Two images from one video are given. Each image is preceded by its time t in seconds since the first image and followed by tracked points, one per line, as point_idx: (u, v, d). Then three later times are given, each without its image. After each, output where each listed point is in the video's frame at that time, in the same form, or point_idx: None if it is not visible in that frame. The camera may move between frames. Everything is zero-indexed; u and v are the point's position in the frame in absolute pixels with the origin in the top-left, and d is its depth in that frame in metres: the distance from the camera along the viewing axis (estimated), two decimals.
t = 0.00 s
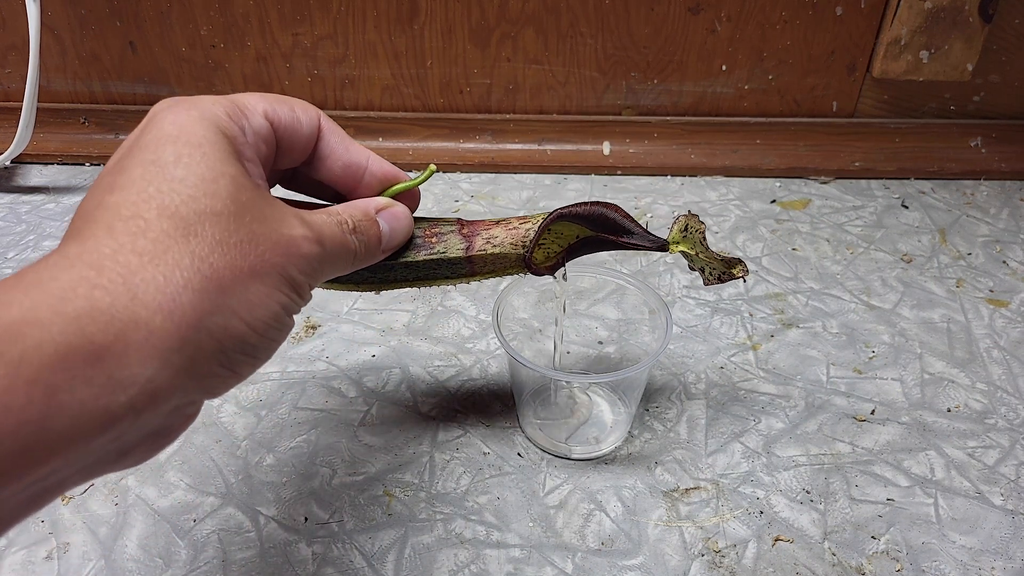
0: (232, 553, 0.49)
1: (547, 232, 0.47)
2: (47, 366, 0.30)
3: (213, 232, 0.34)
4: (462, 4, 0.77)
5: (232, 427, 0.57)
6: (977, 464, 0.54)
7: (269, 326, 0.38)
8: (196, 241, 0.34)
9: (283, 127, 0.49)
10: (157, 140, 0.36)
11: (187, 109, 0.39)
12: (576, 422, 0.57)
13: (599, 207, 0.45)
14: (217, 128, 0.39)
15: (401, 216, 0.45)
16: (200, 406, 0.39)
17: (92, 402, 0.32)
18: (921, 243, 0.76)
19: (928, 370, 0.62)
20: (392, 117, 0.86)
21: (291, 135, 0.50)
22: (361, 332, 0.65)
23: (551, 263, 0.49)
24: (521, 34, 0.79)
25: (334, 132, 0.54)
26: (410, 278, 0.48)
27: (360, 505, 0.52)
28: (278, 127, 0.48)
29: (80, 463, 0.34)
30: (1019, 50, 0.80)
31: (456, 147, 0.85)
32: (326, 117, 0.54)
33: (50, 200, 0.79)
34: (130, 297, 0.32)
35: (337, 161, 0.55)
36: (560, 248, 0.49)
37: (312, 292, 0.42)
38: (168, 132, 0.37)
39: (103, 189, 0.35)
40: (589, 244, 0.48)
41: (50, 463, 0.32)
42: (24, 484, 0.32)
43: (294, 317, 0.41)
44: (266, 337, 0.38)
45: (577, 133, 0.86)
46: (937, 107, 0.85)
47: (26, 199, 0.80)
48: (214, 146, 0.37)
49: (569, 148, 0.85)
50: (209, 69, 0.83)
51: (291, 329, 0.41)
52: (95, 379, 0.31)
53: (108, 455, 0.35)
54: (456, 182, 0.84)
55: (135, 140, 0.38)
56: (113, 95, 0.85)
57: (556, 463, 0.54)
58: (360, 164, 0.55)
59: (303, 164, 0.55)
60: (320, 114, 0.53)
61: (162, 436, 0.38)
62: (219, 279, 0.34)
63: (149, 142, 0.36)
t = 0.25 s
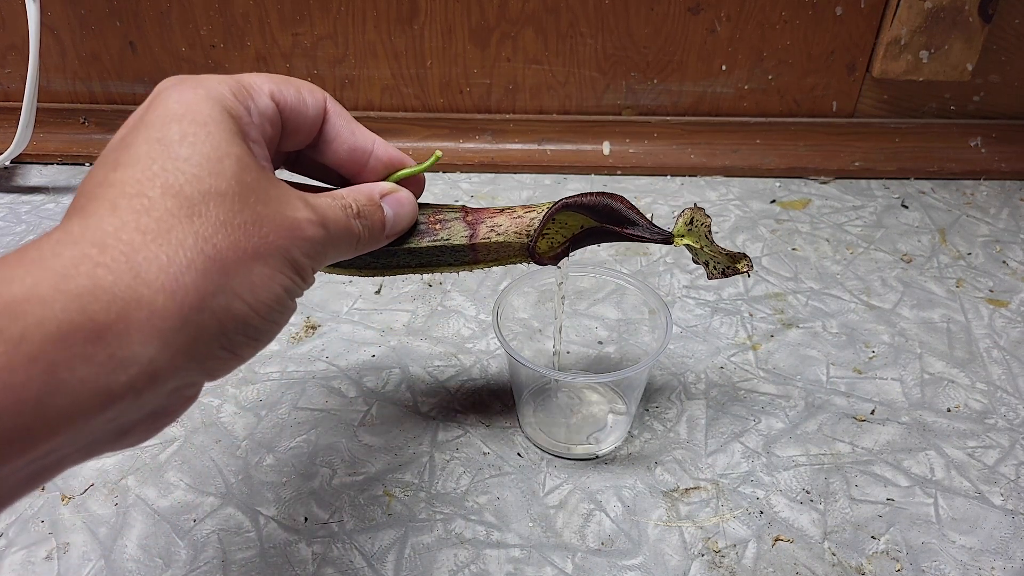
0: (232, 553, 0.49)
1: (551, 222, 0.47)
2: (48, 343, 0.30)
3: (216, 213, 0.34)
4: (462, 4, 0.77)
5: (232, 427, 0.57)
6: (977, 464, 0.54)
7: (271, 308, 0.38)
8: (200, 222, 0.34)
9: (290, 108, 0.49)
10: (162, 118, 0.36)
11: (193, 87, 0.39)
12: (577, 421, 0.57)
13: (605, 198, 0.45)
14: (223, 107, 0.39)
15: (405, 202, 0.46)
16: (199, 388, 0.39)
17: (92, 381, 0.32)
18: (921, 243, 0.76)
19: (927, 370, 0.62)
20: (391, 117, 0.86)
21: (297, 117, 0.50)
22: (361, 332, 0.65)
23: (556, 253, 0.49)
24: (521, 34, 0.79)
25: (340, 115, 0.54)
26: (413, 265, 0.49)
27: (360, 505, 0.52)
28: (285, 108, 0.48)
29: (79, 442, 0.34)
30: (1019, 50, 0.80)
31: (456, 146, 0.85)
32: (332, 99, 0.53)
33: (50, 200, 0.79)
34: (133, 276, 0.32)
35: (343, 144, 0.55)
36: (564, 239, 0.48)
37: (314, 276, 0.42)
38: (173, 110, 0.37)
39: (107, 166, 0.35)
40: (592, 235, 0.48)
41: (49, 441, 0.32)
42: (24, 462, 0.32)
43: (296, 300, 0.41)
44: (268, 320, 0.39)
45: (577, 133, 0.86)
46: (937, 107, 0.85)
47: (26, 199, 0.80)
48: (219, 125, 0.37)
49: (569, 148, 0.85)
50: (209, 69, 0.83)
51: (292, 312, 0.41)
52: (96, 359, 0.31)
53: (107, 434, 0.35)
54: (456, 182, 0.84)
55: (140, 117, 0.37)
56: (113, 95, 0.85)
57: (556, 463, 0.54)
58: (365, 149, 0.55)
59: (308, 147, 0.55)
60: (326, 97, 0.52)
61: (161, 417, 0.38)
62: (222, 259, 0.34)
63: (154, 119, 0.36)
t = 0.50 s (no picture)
0: (232, 553, 0.49)
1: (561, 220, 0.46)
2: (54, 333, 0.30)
3: (226, 204, 0.34)
4: (462, 4, 0.77)
5: (232, 427, 0.57)
6: (977, 464, 0.54)
7: (277, 301, 0.38)
8: (209, 213, 0.34)
9: (301, 98, 0.49)
10: (172, 106, 0.36)
11: (203, 75, 0.39)
12: (577, 421, 0.57)
13: (615, 196, 0.45)
14: (235, 96, 0.39)
15: (414, 194, 0.46)
16: (203, 378, 0.39)
17: (98, 371, 0.31)
18: (921, 243, 0.76)
19: (927, 370, 0.62)
20: (391, 117, 0.86)
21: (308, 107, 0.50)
22: (360, 332, 0.65)
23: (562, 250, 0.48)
24: (521, 34, 0.79)
25: (350, 106, 0.54)
26: (419, 258, 0.49)
27: (360, 505, 0.52)
28: (296, 97, 0.48)
29: (82, 431, 0.34)
30: (1019, 50, 0.80)
31: (456, 146, 0.85)
32: (342, 90, 0.53)
33: (49, 200, 0.79)
34: (142, 266, 0.32)
35: (352, 135, 0.55)
36: (572, 236, 0.48)
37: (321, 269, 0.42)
38: (184, 98, 0.37)
39: (115, 154, 0.34)
40: (601, 233, 0.47)
41: (53, 431, 0.32)
42: (27, 451, 0.32)
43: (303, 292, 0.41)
44: (274, 313, 0.38)
45: (577, 133, 0.86)
46: (937, 107, 0.85)
47: (26, 199, 0.80)
48: (230, 115, 0.37)
49: (569, 148, 0.85)
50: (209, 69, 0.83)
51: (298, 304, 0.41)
52: (103, 349, 0.31)
53: (109, 423, 0.35)
54: (456, 182, 0.84)
55: (150, 105, 0.37)
56: (113, 95, 0.85)
57: (556, 463, 0.54)
58: (375, 140, 0.55)
59: (317, 137, 0.55)
60: (336, 87, 0.52)
61: (164, 406, 0.38)
62: (231, 251, 0.34)
63: (164, 107, 0.36)
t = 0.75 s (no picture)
0: (232, 553, 0.49)
1: (566, 217, 0.46)
2: (58, 325, 0.30)
3: (232, 195, 0.34)
4: (462, 4, 0.77)
5: (232, 427, 0.57)
6: (977, 463, 0.54)
7: (281, 294, 0.38)
8: (215, 205, 0.33)
9: (309, 86, 0.48)
10: (180, 91, 0.35)
11: (212, 59, 0.38)
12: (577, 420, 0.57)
13: (622, 193, 0.45)
14: (243, 82, 0.38)
15: (420, 186, 0.45)
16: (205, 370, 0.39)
17: (101, 363, 0.32)
18: (921, 243, 0.76)
19: (927, 370, 0.62)
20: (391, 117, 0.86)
21: (317, 94, 0.49)
22: (360, 331, 0.65)
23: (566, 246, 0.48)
24: (521, 34, 0.79)
25: (358, 94, 0.53)
26: (422, 250, 0.49)
27: (360, 505, 0.52)
28: (305, 86, 0.48)
29: (84, 421, 0.34)
30: (1019, 50, 0.80)
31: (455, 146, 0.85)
32: (351, 77, 0.53)
33: (49, 201, 0.79)
34: (147, 258, 0.31)
35: (360, 124, 0.54)
36: (575, 232, 0.48)
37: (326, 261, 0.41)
38: (192, 83, 0.36)
39: (121, 139, 0.34)
40: (606, 231, 0.47)
41: (56, 421, 0.32)
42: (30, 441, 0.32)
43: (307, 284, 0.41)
44: (278, 306, 0.38)
45: (577, 133, 0.86)
46: (937, 107, 0.85)
47: (25, 199, 0.80)
48: (239, 101, 0.36)
49: (569, 148, 0.85)
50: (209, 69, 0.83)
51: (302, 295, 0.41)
52: (106, 341, 0.31)
53: (112, 414, 0.36)
54: (455, 182, 0.84)
55: (157, 89, 0.37)
56: (113, 94, 0.85)
57: (556, 462, 0.55)
58: (382, 129, 0.55)
59: (324, 124, 0.54)
60: (345, 75, 0.52)
61: (166, 396, 0.38)
62: (237, 243, 0.34)
63: (172, 92, 0.35)
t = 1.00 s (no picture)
0: (232, 553, 0.49)
1: (569, 215, 0.46)
2: (59, 324, 0.30)
3: (237, 193, 0.34)
4: (462, 4, 0.77)
5: (232, 427, 0.57)
6: (977, 463, 0.54)
7: (283, 292, 0.38)
8: (219, 203, 0.33)
9: (314, 78, 0.48)
10: (186, 84, 0.35)
11: (217, 52, 0.38)
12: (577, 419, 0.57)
13: (626, 193, 0.45)
14: (248, 77, 0.38)
15: (423, 181, 0.45)
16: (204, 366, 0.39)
17: (100, 361, 0.32)
18: (920, 243, 0.76)
19: (927, 370, 0.62)
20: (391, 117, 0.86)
21: (321, 87, 0.49)
22: (360, 331, 0.65)
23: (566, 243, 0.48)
24: (521, 34, 0.79)
25: (364, 87, 0.53)
26: (423, 245, 0.49)
27: (360, 505, 0.52)
28: (310, 77, 0.47)
29: (82, 416, 0.34)
30: (1019, 50, 0.80)
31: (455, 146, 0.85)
32: (357, 70, 0.52)
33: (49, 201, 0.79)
34: (149, 257, 0.31)
35: (364, 117, 0.54)
36: (576, 230, 0.48)
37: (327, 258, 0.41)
38: (199, 77, 0.36)
39: (123, 133, 0.34)
40: (605, 229, 0.48)
41: (55, 418, 0.32)
42: (29, 437, 0.33)
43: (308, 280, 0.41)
44: (279, 304, 0.38)
45: (577, 133, 0.86)
46: (937, 107, 0.85)
47: (25, 199, 0.80)
48: (244, 96, 0.36)
49: (569, 148, 0.85)
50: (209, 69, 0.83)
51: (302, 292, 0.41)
52: (106, 339, 0.31)
53: (110, 409, 0.36)
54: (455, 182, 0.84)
55: (160, 81, 0.36)
56: (113, 95, 0.85)
57: (556, 462, 0.55)
58: (386, 122, 0.54)
59: (328, 117, 0.54)
60: (351, 68, 0.51)
61: (164, 393, 0.38)
62: (240, 242, 0.34)
63: (176, 85, 0.35)
